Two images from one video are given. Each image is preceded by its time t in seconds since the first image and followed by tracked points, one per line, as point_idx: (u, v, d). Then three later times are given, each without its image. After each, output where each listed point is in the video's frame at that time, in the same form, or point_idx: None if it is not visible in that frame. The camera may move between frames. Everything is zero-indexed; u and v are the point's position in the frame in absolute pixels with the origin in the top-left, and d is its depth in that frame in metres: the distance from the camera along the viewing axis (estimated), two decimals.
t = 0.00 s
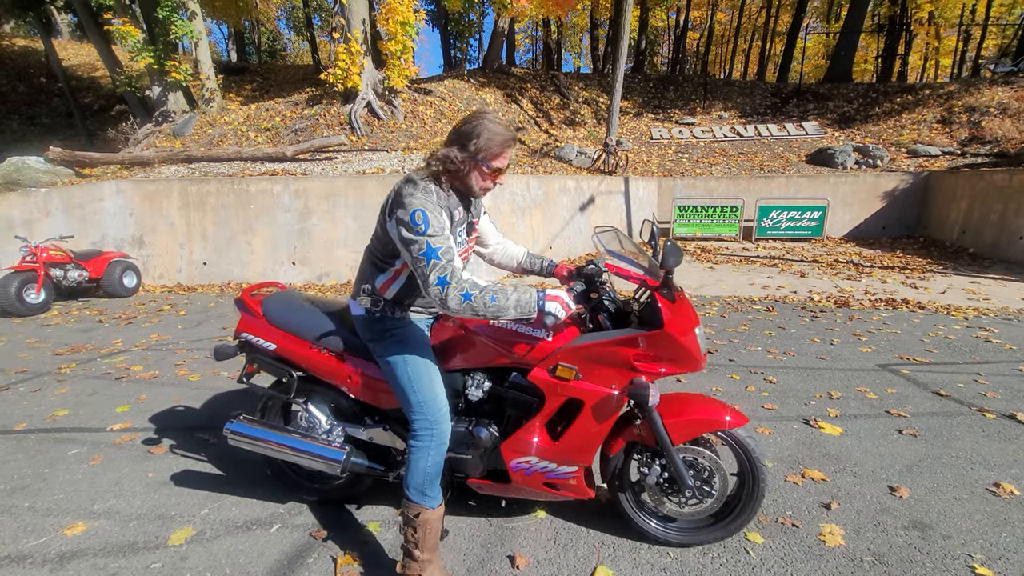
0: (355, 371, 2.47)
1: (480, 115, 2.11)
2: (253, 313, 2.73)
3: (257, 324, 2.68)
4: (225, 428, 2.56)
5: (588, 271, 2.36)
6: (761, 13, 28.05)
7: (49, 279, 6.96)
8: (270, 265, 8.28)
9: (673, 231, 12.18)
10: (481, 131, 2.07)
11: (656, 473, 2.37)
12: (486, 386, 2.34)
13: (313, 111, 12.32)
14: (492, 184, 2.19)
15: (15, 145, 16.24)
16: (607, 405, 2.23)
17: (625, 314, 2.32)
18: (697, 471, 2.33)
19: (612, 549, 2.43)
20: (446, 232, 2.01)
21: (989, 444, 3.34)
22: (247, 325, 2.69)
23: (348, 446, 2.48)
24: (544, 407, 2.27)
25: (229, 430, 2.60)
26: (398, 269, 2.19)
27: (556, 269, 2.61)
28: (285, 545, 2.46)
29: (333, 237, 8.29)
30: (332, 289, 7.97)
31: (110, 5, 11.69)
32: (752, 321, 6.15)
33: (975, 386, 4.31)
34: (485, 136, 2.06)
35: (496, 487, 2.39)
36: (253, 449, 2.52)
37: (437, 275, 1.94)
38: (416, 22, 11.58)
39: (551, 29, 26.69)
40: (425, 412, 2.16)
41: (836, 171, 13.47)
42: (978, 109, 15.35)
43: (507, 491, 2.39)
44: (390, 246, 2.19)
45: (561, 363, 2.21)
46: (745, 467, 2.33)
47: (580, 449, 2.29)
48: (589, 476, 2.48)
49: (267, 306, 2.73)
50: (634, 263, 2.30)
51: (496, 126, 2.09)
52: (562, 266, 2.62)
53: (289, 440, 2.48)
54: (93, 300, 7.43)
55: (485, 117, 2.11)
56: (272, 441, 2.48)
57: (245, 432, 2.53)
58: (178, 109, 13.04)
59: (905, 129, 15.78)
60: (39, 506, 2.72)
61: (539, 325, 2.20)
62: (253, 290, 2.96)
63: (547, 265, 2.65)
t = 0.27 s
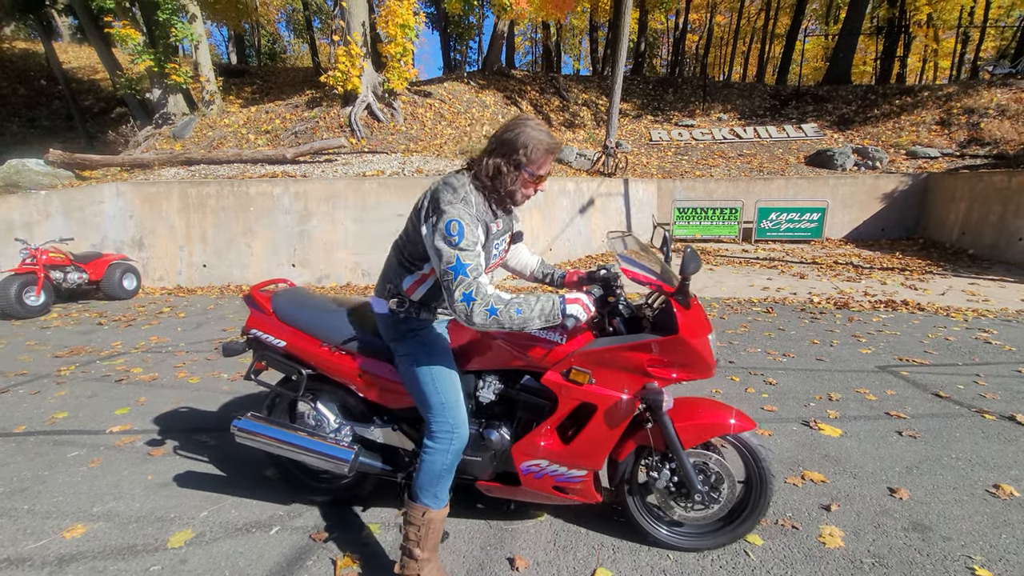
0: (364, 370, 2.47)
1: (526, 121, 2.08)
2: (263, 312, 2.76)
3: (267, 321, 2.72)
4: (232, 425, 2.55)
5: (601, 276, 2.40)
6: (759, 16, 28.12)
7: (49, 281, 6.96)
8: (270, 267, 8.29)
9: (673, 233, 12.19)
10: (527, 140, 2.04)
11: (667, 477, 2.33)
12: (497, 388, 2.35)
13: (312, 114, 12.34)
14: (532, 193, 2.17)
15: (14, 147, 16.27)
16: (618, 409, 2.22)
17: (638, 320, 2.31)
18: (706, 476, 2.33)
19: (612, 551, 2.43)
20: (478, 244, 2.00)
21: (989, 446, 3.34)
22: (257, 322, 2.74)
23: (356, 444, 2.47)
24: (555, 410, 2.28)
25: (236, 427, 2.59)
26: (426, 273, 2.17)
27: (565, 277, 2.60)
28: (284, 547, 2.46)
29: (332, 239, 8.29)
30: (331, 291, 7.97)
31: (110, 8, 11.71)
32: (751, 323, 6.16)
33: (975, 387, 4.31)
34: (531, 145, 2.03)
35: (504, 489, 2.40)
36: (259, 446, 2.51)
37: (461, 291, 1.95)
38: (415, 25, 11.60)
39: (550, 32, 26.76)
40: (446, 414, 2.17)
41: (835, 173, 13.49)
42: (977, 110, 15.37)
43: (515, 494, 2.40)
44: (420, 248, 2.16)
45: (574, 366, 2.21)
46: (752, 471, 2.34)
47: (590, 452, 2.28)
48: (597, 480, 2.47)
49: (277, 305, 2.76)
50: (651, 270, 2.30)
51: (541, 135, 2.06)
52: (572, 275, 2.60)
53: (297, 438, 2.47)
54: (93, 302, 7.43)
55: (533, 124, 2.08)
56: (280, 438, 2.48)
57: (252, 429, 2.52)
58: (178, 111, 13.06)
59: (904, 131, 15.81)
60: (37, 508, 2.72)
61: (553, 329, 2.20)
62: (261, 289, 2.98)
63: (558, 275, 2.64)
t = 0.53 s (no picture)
0: (369, 371, 2.46)
1: (478, 104, 2.08)
2: (268, 312, 2.74)
3: (271, 321, 2.70)
4: (236, 426, 2.55)
5: (606, 276, 2.43)
6: (759, 17, 28.16)
7: (48, 282, 6.96)
8: (270, 268, 8.29)
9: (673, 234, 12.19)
10: (484, 121, 2.04)
11: (672, 479, 2.33)
12: (503, 390, 2.34)
13: (312, 115, 12.35)
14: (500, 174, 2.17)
15: (14, 149, 16.28)
16: (622, 411, 2.23)
17: (643, 320, 2.33)
18: (712, 477, 2.33)
19: (612, 553, 2.43)
20: (459, 232, 2.00)
21: (989, 447, 3.34)
22: (261, 323, 2.72)
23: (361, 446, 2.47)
24: (561, 412, 2.28)
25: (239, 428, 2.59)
26: (412, 273, 2.16)
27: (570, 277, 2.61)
28: (283, 550, 2.46)
29: (332, 240, 8.30)
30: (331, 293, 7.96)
31: (110, 10, 11.73)
32: (751, 324, 6.16)
33: (975, 388, 4.30)
34: (488, 126, 2.03)
35: (509, 491, 2.40)
36: (262, 447, 2.50)
37: (460, 279, 1.95)
38: (415, 26, 11.62)
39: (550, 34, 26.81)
40: (450, 417, 2.16)
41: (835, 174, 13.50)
42: (976, 111, 15.38)
43: (519, 496, 2.41)
44: (402, 250, 2.15)
45: (580, 368, 2.21)
46: (757, 471, 2.34)
47: (594, 453, 2.29)
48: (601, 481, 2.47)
49: (282, 305, 2.74)
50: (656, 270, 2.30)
51: (497, 114, 2.06)
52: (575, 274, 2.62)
53: (300, 439, 2.47)
54: (92, 304, 7.43)
55: (485, 106, 2.08)
56: (284, 440, 2.47)
57: (255, 430, 2.52)
58: (178, 113, 13.08)
59: (903, 132, 15.83)
60: (36, 510, 2.71)
61: (558, 330, 2.21)
62: (266, 289, 2.96)
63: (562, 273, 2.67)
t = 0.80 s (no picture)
0: (360, 373, 2.46)
1: (446, 101, 2.12)
2: (258, 315, 2.72)
3: (262, 325, 2.70)
4: (227, 429, 2.54)
5: (595, 278, 2.41)
6: (758, 19, 28.20)
7: (48, 284, 6.95)
8: (269, 270, 8.29)
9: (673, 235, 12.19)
10: (453, 115, 2.07)
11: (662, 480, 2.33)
12: (492, 392, 2.34)
13: (312, 117, 12.36)
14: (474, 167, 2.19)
15: (14, 151, 16.27)
16: (612, 412, 2.23)
17: (632, 321, 2.32)
18: (701, 478, 2.33)
19: (611, 555, 2.42)
20: (439, 220, 2.02)
21: (989, 448, 3.34)
22: (252, 326, 2.70)
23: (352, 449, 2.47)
24: (550, 413, 2.27)
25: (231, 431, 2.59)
26: (399, 272, 2.16)
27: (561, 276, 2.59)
28: (282, 551, 2.45)
29: (332, 242, 8.30)
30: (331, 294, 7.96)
31: (110, 12, 11.74)
32: (751, 325, 6.15)
33: (975, 389, 4.30)
34: (456, 119, 2.06)
35: (499, 493, 2.39)
36: (254, 451, 2.50)
37: (448, 264, 1.95)
38: (415, 28, 11.62)
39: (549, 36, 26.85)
40: (440, 416, 2.15)
41: (834, 175, 13.52)
42: (975, 112, 15.39)
43: (510, 497, 2.40)
44: (386, 250, 2.16)
45: (568, 370, 2.21)
46: (747, 471, 2.34)
47: (584, 455, 2.28)
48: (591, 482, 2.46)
49: (272, 308, 2.72)
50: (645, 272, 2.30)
51: (464, 108, 2.09)
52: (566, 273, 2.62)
53: (291, 442, 2.46)
54: (92, 305, 7.43)
55: (453, 101, 2.11)
56: (276, 443, 2.47)
57: (246, 434, 2.52)
58: (178, 115, 13.09)
59: (902, 133, 15.85)
60: (35, 513, 2.71)
61: (547, 332, 2.20)
62: (258, 292, 2.95)
63: (553, 272, 2.65)
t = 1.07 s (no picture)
0: (353, 376, 2.46)
1: (435, 110, 2.14)
2: (252, 320, 2.73)
3: (255, 329, 2.70)
4: (223, 435, 2.54)
5: (587, 278, 2.41)
6: (757, 20, 28.23)
7: (47, 286, 6.94)
8: (269, 271, 8.29)
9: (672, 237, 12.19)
10: (441, 125, 2.09)
11: (657, 482, 2.33)
12: (485, 393, 2.32)
13: (312, 118, 12.36)
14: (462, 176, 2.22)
15: (14, 153, 16.27)
16: (606, 413, 2.22)
17: (624, 322, 2.32)
18: (697, 479, 2.33)
19: (611, 557, 2.42)
20: (425, 224, 2.05)
21: (989, 449, 3.33)
22: (246, 330, 2.71)
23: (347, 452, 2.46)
24: (544, 414, 2.26)
25: (226, 435, 2.59)
26: (383, 276, 2.21)
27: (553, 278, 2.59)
28: (280, 553, 2.45)
29: (332, 243, 8.30)
30: (330, 296, 7.96)
31: (110, 13, 11.74)
32: (751, 326, 6.14)
33: (975, 390, 4.30)
34: (445, 131, 2.08)
35: (495, 495, 2.38)
36: (249, 454, 2.49)
37: (433, 267, 1.98)
38: (415, 29, 11.63)
39: (549, 37, 26.87)
40: (418, 416, 2.17)
41: (834, 176, 13.52)
42: (974, 114, 15.40)
43: (506, 499, 2.39)
44: (373, 254, 2.21)
45: (561, 371, 2.19)
46: (744, 472, 2.34)
47: (580, 457, 2.27)
48: (588, 485, 2.46)
49: (265, 312, 2.73)
50: (638, 274, 2.31)
51: (454, 119, 2.10)
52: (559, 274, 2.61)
53: (285, 445, 2.45)
54: (91, 307, 7.42)
55: (441, 111, 2.14)
56: (272, 447, 2.46)
57: (241, 437, 2.52)
58: (178, 116, 13.09)
59: (902, 134, 15.86)
60: (33, 515, 2.70)
61: (539, 332, 2.20)
62: (253, 297, 2.96)
63: (544, 272, 2.65)
